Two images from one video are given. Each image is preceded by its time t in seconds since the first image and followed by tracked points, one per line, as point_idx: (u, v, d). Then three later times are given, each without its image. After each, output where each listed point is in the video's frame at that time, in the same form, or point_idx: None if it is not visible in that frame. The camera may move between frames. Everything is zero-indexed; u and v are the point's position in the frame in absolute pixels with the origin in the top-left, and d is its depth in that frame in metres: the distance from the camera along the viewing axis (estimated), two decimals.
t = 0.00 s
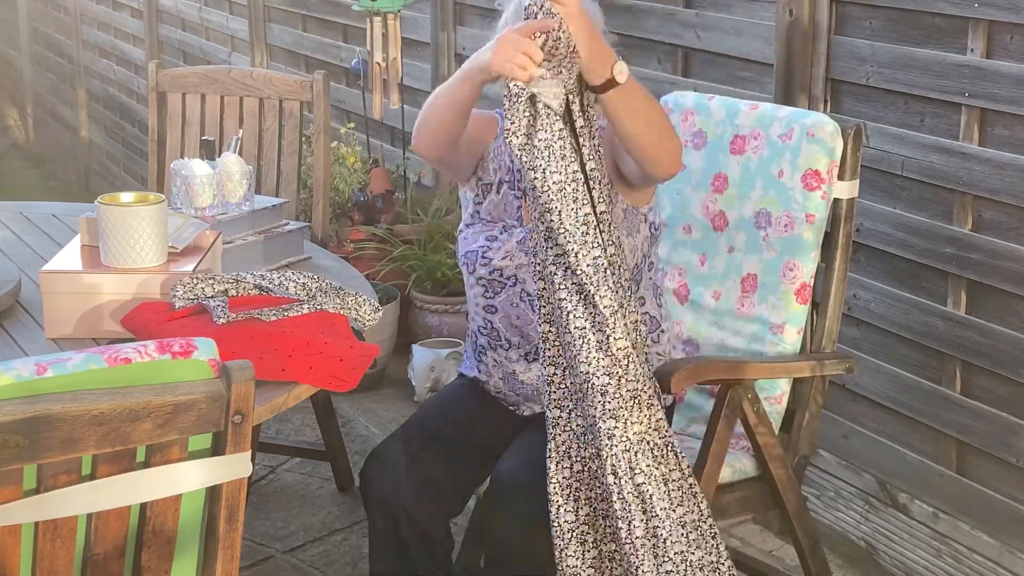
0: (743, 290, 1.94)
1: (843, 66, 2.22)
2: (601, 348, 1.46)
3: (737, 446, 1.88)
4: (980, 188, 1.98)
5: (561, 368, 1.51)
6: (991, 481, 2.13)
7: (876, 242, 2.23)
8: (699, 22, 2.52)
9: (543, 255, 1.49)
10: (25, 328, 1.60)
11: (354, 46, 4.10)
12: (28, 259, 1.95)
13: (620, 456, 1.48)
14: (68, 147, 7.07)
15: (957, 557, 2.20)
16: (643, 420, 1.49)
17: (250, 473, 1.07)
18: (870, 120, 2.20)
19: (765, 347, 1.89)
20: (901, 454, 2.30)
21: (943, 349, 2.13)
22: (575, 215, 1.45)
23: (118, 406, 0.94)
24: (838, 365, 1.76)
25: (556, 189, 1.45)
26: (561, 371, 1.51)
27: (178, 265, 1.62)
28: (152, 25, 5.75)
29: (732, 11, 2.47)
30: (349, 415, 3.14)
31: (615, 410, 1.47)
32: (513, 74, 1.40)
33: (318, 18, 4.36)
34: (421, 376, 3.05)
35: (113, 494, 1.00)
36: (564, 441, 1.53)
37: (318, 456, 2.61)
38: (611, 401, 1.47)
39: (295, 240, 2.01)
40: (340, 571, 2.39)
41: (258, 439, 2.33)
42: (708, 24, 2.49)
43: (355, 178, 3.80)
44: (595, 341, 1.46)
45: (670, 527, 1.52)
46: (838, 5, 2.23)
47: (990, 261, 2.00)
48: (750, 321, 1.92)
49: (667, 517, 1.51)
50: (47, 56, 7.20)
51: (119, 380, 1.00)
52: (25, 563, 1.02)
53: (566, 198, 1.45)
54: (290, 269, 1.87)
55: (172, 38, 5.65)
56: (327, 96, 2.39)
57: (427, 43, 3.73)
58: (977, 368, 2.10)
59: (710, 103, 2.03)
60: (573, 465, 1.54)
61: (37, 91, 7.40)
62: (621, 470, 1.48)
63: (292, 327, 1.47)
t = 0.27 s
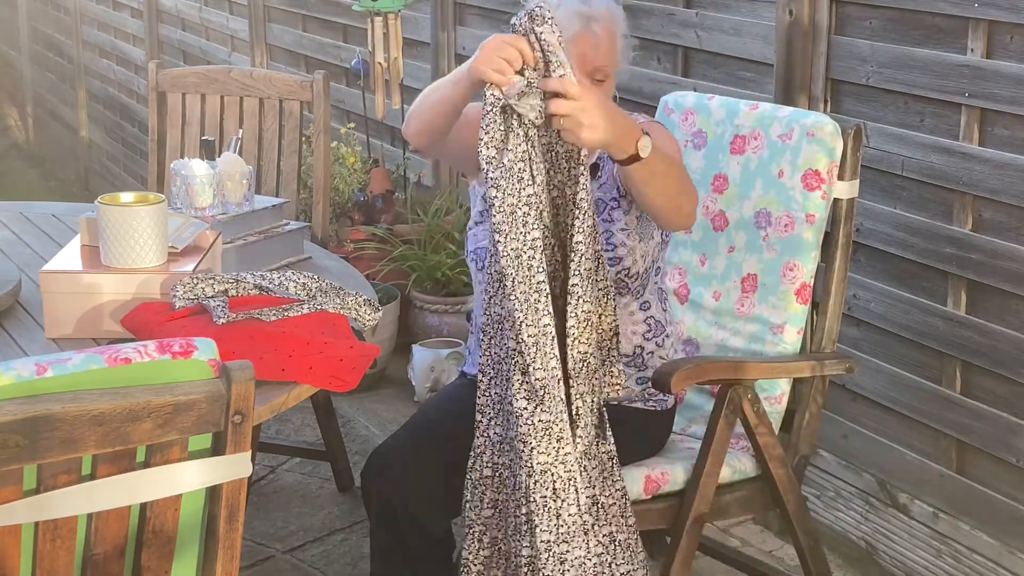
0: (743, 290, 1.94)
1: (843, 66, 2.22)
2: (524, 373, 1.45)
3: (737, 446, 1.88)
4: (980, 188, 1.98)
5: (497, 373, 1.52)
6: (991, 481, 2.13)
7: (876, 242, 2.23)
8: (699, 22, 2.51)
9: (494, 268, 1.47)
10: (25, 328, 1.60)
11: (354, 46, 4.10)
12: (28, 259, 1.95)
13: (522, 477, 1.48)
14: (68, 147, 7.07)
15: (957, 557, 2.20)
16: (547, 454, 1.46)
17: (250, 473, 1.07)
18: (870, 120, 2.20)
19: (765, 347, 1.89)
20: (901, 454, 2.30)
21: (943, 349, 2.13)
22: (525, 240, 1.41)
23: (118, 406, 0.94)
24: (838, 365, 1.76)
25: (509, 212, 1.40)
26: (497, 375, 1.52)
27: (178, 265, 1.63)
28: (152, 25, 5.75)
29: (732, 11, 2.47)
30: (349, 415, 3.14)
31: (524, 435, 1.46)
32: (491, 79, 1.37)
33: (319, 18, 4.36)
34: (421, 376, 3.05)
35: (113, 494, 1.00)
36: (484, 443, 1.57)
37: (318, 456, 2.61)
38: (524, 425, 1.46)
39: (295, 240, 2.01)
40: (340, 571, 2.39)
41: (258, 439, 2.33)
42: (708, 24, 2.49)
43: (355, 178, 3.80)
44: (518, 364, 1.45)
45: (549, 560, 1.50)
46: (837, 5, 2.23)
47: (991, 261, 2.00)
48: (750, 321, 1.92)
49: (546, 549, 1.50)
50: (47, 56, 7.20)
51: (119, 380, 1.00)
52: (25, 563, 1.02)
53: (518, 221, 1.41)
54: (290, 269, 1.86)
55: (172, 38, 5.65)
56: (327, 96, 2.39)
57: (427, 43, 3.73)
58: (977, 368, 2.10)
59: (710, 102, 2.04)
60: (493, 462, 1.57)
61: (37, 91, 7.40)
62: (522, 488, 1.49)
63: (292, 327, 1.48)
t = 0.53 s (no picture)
0: (743, 290, 1.94)
1: (843, 66, 2.22)
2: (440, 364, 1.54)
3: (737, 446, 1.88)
4: (980, 188, 1.98)
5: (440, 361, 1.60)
6: (991, 481, 2.13)
7: (876, 242, 2.23)
8: (699, 22, 2.51)
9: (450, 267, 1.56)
10: (25, 328, 1.60)
11: (354, 46, 4.10)
12: (28, 259, 1.95)
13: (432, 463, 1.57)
14: (68, 147, 7.07)
15: (957, 557, 2.20)
16: (463, 440, 1.53)
17: (250, 473, 1.07)
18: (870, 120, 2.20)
19: (765, 347, 1.89)
20: (901, 454, 2.30)
21: (943, 349, 2.13)
22: (448, 235, 1.52)
23: (119, 406, 0.94)
24: (838, 365, 1.76)
25: (432, 208, 1.51)
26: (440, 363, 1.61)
27: (178, 265, 1.63)
28: (152, 25, 5.75)
29: (732, 11, 2.47)
30: (349, 415, 3.14)
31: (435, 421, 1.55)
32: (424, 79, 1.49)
33: (319, 18, 4.35)
34: (421, 376, 3.05)
35: (113, 493, 1.00)
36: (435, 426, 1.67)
37: (318, 456, 2.61)
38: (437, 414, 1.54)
39: (295, 240, 2.01)
40: (340, 571, 2.39)
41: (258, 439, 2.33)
42: (708, 24, 2.49)
43: (355, 178, 3.80)
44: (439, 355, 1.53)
45: (454, 535, 1.57)
46: (837, 5, 2.23)
47: (991, 261, 2.00)
48: (750, 321, 1.92)
49: (454, 524, 1.57)
50: (47, 56, 7.19)
51: (119, 380, 1.00)
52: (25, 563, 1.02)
53: (441, 217, 1.52)
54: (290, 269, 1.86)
55: (172, 38, 5.65)
56: (328, 96, 2.39)
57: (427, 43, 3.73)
58: (977, 368, 2.10)
59: (710, 102, 2.04)
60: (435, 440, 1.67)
61: (37, 91, 7.40)
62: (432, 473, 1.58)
63: (292, 327, 1.48)
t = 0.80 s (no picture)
0: (743, 290, 1.94)
1: (843, 66, 2.22)
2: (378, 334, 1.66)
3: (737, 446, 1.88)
4: (980, 188, 1.98)
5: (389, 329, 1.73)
6: (991, 481, 2.13)
7: (876, 242, 2.23)
8: (699, 22, 2.51)
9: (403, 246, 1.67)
10: (25, 328, 1.60)
11: (354, 46, 4.10)
12: (28, 259, 1.95)
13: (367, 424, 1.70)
14: (68, 148, 7.07)
15: (957, 557, 2.20)
16: (386, 413, 1.66)
17: (250, 473, 1.07)
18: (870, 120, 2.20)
19: (765, 347, 1.89)
20: (901, 454, 2.30)
21: (943, 349, 2.13)
22: (396, 212, 1.62)
23: (119, 406, 0.94)
24: (838, 365, 1.76)
25: (381, 182, 1.61)
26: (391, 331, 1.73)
27: (179, 265, 1.63)
28: (152, 26, 5.75)
29: (732, 11, 2.47)
30: (349, 415, 3.14)
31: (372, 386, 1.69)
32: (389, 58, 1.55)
33: (319, 18, 4.35)
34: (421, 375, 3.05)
35: (113, 493, 1.00)
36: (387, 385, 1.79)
37: (318, 456, 2.61)
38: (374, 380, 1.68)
39: (295, 240, 2.00)
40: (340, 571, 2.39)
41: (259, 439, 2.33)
42: (708, 24, 2.49)
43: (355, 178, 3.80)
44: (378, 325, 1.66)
45: (363, 499, 1.70)
46: (837, 5, 2.23)
47: (991, 261, 2.00)
48: (750, 320, 1.92)
49: (364, 490, 1.70)
50: (47, 56, 7.19)
51: (119, 380, 1.00)
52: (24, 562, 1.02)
53: (390, 191, 1.62)
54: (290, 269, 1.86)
55: (172, 38, 5.65)
56: (328, 96, 2.39)
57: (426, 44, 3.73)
58: (977, 368, 2.10)
59: (710, 103, 2.04)
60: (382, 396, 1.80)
61: (37, 91, 7.40)
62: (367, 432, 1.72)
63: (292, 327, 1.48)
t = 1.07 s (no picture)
0: (743, 290, 1.94)
1: (843, 66, 2.22)
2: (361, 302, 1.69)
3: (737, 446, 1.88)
4: (980, 188, 1.98)
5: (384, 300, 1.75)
6: (991, 481, 2.13)
7: (876, 242, 2.23)
8: (699, 22, 2.51)
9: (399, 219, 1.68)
10: (25, 328, 1.60)
11: (354, 46, 4.10)
12: (28, 259, 1.95)
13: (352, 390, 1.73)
14: (68, 148, 7.07)
15: (957, 557, 2.21)
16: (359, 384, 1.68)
17: (250, 473, 1.07)
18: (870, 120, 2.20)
19: (765, 347, 1.89)
20: (901, 454, 2.30)
21: (943, 349, 2.13)
22: (385, 187, 1.64)
23: (119, 406, 0.94)
24: (838, 365, 1.76)
25: (372, 156, 1.62)
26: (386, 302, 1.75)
27: (178, 265, 1.63)
28: (152, 26, 5.76)
29: (732, 11, 2.47)
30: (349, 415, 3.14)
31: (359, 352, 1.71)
32: (383, 35, 1.56)
33: (319, 18, 4.35)
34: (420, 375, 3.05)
35: (113, 493, 1.00)
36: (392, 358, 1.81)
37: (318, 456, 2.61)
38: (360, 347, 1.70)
39: (295, 240, 2.01)
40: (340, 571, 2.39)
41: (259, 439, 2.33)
42: (708, 24, 2.49)
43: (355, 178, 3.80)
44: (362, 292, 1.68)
45: (329, 464, 1.73)
46: (838, 5, 2.23)
47: (991, 261, 2.00)
48: (750, 320, 1.92)
49: (330, 455, 1.73)
50: (47, 56, 7.19)
51: (119, 380, 1.00)
52: (24, 562, 1.02)
53: (380, 167, 1.63)
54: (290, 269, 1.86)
55: (172, 38, 5.65)
56: (327, 96, 2.39)
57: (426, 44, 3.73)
58: (977, 368, 2.10)
59: (710, 102, 2.04)
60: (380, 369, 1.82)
61: (37, 91, 7.40)
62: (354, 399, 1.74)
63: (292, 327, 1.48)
